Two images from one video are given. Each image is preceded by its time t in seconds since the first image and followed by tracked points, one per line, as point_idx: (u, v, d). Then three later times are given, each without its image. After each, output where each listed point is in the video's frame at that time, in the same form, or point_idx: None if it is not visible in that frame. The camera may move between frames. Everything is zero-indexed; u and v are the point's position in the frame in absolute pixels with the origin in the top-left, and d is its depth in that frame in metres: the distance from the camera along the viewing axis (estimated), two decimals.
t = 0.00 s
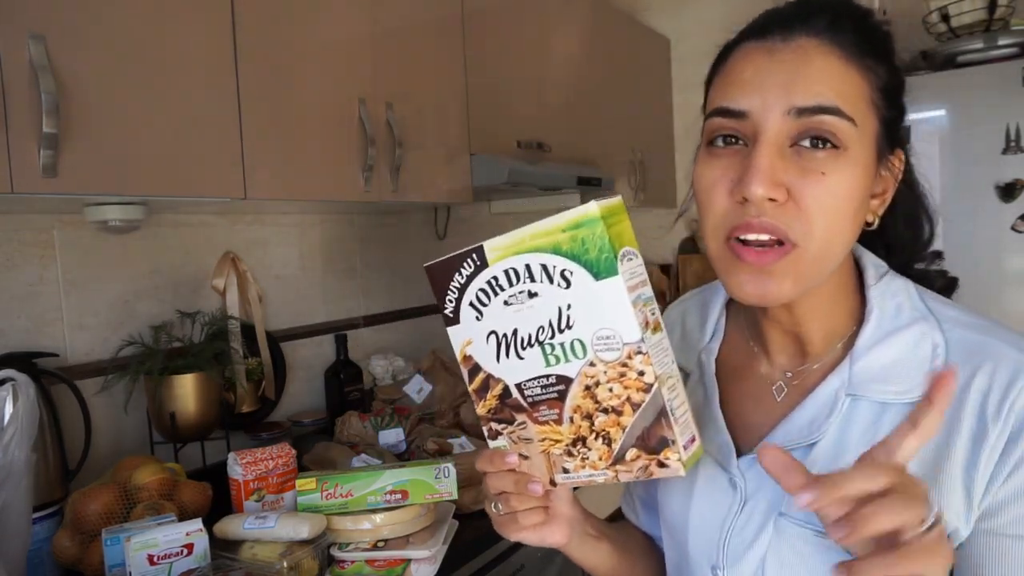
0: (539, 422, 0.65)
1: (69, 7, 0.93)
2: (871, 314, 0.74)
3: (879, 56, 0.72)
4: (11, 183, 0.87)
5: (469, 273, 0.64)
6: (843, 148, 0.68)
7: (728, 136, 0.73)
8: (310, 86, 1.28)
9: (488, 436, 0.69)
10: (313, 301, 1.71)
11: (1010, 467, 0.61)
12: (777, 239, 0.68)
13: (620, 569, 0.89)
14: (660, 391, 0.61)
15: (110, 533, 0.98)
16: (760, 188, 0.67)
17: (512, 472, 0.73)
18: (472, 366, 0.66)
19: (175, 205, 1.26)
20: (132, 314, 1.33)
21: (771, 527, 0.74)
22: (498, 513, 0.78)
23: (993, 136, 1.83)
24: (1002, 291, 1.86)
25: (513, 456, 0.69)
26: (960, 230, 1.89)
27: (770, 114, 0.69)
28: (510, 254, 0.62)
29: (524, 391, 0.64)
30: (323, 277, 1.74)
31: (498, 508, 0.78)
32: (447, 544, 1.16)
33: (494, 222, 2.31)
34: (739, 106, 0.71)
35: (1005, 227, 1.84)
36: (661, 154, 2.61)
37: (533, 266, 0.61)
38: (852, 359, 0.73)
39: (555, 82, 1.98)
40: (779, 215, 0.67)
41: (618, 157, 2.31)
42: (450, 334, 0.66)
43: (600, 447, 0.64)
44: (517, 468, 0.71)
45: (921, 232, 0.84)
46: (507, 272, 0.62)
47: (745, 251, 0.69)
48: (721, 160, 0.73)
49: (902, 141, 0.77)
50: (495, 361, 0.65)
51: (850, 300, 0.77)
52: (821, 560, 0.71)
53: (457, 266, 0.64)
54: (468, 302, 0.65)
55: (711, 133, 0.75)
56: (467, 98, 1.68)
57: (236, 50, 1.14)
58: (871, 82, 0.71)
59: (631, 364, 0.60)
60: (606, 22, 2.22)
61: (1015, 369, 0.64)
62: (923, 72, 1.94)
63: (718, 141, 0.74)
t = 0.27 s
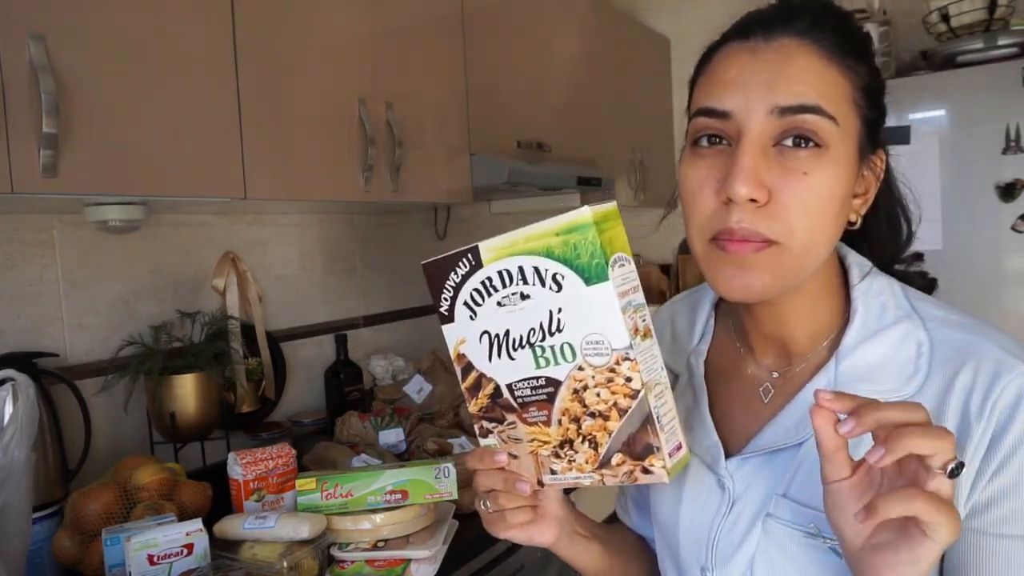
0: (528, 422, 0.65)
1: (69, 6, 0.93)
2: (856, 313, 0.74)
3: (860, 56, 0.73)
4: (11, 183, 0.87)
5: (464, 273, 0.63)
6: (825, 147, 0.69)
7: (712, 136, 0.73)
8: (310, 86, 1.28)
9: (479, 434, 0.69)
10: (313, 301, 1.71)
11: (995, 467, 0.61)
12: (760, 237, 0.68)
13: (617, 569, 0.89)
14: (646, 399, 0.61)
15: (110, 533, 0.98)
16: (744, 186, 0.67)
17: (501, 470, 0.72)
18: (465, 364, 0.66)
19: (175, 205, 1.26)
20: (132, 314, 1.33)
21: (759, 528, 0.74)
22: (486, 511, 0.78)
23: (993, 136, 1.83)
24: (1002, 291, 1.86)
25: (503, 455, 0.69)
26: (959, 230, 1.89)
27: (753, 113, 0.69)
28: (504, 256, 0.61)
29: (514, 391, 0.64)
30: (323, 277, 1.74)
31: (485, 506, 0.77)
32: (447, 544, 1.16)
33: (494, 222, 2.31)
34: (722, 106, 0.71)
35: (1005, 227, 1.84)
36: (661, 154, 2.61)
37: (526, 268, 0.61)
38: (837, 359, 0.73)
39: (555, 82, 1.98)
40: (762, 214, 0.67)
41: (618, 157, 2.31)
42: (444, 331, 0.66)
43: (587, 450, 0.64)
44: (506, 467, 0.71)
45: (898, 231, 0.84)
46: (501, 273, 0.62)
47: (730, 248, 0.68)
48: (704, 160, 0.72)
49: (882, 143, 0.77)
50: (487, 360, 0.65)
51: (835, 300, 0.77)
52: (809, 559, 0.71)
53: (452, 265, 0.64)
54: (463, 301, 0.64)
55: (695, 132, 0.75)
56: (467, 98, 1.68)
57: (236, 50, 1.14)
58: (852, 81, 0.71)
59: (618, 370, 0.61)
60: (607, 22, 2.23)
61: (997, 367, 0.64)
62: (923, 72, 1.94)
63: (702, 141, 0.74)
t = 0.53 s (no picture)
0: (522, 425, 0.65)
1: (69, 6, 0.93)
2: (853, 315, 0.74)
3: (856, 56, 0.72)
4: (11, 182, 0.87)
5: (453, 278, 0.63)
6: (820, 148, 0.68)
7: (706, 138, 0.73)
8: (310, 86, 1.28)
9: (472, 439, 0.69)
10: (313, 301, 1.71)
11: (992, 469, 0.61)
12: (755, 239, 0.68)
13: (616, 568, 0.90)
14: (639, 398, 0.61)
15: (110, 533, 0.98)
16: (738, 188, 0.67)
17: (496, 473, 0.72)
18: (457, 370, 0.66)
19: (176, 205, 1.26)
20: (132, 314, 1.33)
21: (753, 529, 0.74)
22: (482, 514, 0.78)
23: (993, 136, 1.83)
24: (1002, 291, 1.86)
25: (497, 459, 0.70)
26: (959, 230, 1.89)
27: (747, 115, 0.69)
28: (492, 260, 0.61)
29: (507, 394, 0.64)
30: (323, 277, 1.74)
31: (482, 509, 0.77)
32: (447, 544, 1.16)
33: (494, 222, 2.31)
34: (717, 108, 0.71)
35: (1004, 227, 1.84)
36: (661, 154, 2.61)
37: (516, 271, 0.61)
38: (834, 361, 0.73)
39: (556, 81, 1.99)
40: (755, 216, 0.67)
41: (618, 157, 2.31)
42: (434, 337, 0.66)
43: (581, 451, 0.64)
44: (500, 471, 0.71)
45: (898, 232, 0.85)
46: (489, 277, 0.62)
47: (724, 253, 0.69)
48: (700, 162, 0.72)
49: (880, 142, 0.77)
50: (479, 365, 0.64)
51: (831, 302, 0.77)
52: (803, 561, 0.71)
53: (440, 271, 0.64)
54: (453, 306, 0.64)
55: (689, 134, 0.75)
56: (467, 98, 1.68)
57: (236, 50, 1.14)
58: (847, 81, 0.71)
59: (611, 370, 0.61)
60: (607, 22, 2.23)
61: (994, 370, 0.64)
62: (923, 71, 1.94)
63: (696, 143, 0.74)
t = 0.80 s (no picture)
0: (520, 419, 0.65)
1: (69, 6, 0.93)
2: (856, 314, 0.74)
3: (856, 55, 0.72)
4: (11, 183, 0.87)
5: (452, 271, 0.64)
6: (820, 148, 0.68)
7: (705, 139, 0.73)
8: (310, 86, 1.28)
9: (470, 432, 0.69)
10: (313, 301, 1.71)
11: (994, 470, 0.61)
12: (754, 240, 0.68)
13: (615, 568, 0.90)
14: (638, 390, 0.61)
15: (110, 533, 0.98)
16: (736, 190, 0.67)
17: (494, 468, 0.73)
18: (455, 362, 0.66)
19: (175, 205, 1.26)
20: (132, 314, 1.33)
21: (752, 527, 0.74)
22: (478, 508, 0.78)
23: (993, 136, 1.83)
24: (1002, 291, 1.86)
25: (495, 453, 0.70)
26: (959, 230, 1.89)
27: (747, 116, 0.69)
28: (491, 253, 0.62)
29: (504, 387, 0.64)
30: (324, 277, 1.74)
31: (478, 504, 0.77)
32: (447, 544, 1.16)
33: (495, 222, 2.31)
34: (716, 109, 0.71)
35: (1004, 227, 1.84)
36: (661, 154, 2.61)
37: (514, 264, 0.61)
38: (836, 360, 0.73)
39: (556, 82, 1.99)
40: (755, 217, 0.67)
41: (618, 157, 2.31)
42: (434, 330, 0.66)
43: (579, 445, 0.64)
44: (499, 465, 0.71)
45: (903, 230, 0.85)
46: (488, 270, 0.62)
47: (724, 255, 0.69)
48: (701, 162, 0.73)
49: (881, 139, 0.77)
50: (477, 359, 0.65)
51: (835, 302, 0.77)
52: (802, 559, 0.71)
53: (440, 264, 0.64)
54: (451, 299, 0.65)
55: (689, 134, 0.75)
56: (467, 98, 1.68)
57: (236, 50, 1.14)
58: (847, 81, 0.71)
59: (610, 363, 0.61)
60: (607, 22, 2.23)
61: (997, 371, 0.64)
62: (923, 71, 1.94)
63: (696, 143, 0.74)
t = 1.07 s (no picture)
0: (526, 414, 0.65)
1: (68, 7, 0.93)
2: (859, 313, 0.73)
3: (861, 54, 0.72)
4: (11, 183, 0.87)
5: (463, 263, 0.64)
6: (826, 149, 0.68)
7: (712, 138, 0.73)
8: (310, 85, 1.28)
9: (474, 425, 0.69)
10: (313, 301, 1.71)
11: (995, 470, 0.61)
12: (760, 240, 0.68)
13: (614, 566, 0.90)
14: (646, 389, 0.60)
15: (110, 533, 0.98)
16: (743, 190, 0.67)
17: (495, 462, 0.72)
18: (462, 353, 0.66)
19: (175, 205, 1.26)
20: (132, 314, 1.33)
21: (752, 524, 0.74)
22: (478, 502, 0.78)
23: (993, 136, 1.83)
24: (1002, 291, 1.86)
25: (497, 447, 0.69)
26: (960, 230, 1.89)
27: (754, 116, 0.69)
28: (503, 246, 0.62)
29: (511, 381, 0.64)
30: (324, 277, 1.74)
31: (479, 497, 0.78)
32: (447, 544, 1.16)
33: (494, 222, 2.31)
34: (724, 109, 0.71)
35: (1005, 227, 1.84)
36: (661, 154, 2.61)
37: (526, 258, 0.61)
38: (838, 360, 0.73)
39: (555, 82, 1.98)
40: (762, 218, 0.67)
41: (618, 157, 2.31)
42: (442, 321, 0.66)
43: (584, 442, 0.63)
44: (501, 459, 0.71)
45: (905, 228, 0.84)
46: (499, 263, 0.62)
47: (730, 254, 0.69)
48: (707, 162, 0.73)
49: (887, 138, 0.77)
50: (485, 352, 0.65)
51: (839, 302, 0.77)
52: (801, 557, 0.71)
53: (452, 255, 0.64)
54: (461, 291, 0.65)
55: (697, 134, 0.75)
56: (467, 97, 1.68)
57: (236, 50, 1.14)
58: (853, 80, 0.71)
59: (619, 360, 0.60)
60: (607, 22, 2.23)
61: (1000, 372, 0.64)
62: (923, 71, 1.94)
63: (703, 143, 0.74)
